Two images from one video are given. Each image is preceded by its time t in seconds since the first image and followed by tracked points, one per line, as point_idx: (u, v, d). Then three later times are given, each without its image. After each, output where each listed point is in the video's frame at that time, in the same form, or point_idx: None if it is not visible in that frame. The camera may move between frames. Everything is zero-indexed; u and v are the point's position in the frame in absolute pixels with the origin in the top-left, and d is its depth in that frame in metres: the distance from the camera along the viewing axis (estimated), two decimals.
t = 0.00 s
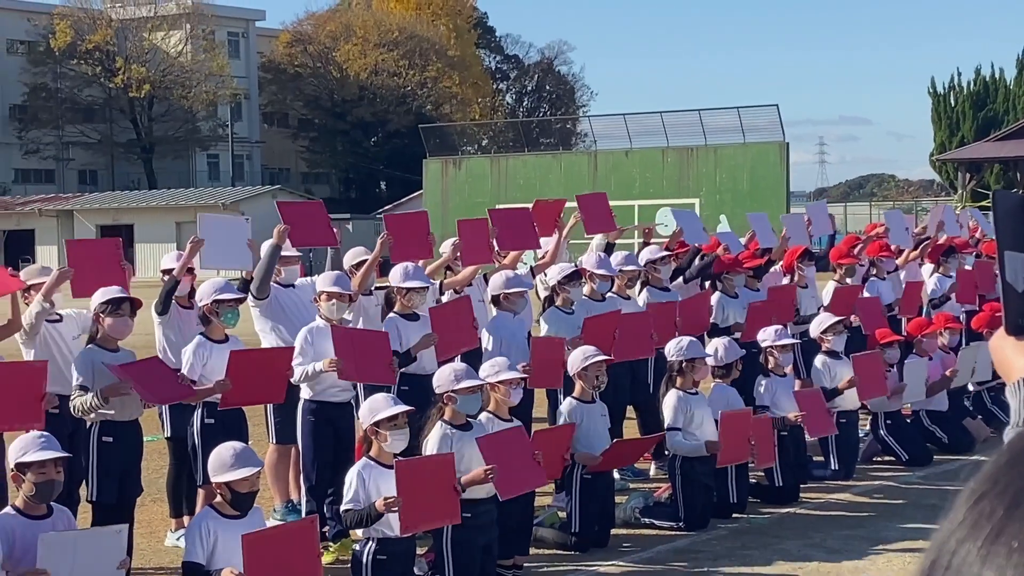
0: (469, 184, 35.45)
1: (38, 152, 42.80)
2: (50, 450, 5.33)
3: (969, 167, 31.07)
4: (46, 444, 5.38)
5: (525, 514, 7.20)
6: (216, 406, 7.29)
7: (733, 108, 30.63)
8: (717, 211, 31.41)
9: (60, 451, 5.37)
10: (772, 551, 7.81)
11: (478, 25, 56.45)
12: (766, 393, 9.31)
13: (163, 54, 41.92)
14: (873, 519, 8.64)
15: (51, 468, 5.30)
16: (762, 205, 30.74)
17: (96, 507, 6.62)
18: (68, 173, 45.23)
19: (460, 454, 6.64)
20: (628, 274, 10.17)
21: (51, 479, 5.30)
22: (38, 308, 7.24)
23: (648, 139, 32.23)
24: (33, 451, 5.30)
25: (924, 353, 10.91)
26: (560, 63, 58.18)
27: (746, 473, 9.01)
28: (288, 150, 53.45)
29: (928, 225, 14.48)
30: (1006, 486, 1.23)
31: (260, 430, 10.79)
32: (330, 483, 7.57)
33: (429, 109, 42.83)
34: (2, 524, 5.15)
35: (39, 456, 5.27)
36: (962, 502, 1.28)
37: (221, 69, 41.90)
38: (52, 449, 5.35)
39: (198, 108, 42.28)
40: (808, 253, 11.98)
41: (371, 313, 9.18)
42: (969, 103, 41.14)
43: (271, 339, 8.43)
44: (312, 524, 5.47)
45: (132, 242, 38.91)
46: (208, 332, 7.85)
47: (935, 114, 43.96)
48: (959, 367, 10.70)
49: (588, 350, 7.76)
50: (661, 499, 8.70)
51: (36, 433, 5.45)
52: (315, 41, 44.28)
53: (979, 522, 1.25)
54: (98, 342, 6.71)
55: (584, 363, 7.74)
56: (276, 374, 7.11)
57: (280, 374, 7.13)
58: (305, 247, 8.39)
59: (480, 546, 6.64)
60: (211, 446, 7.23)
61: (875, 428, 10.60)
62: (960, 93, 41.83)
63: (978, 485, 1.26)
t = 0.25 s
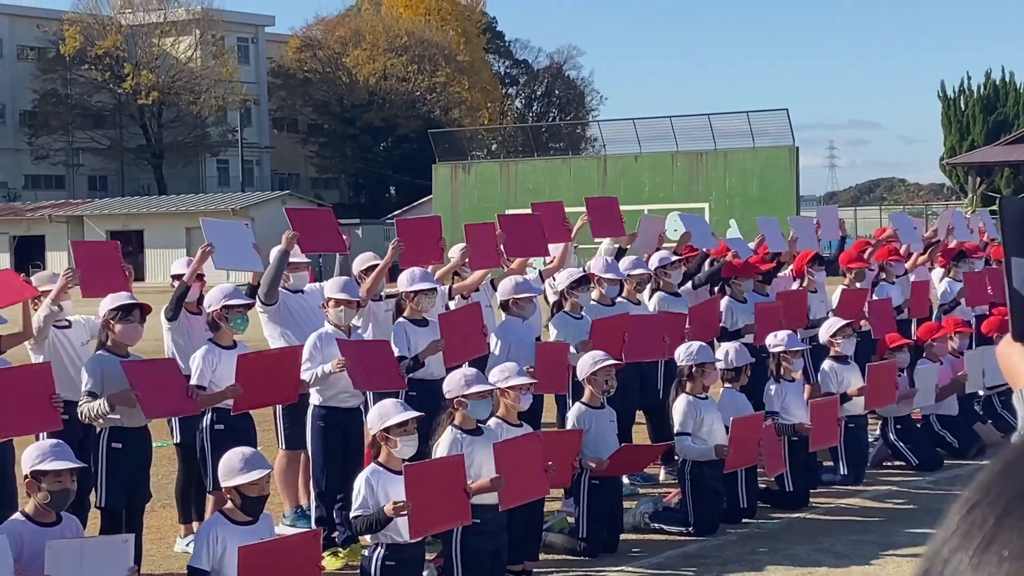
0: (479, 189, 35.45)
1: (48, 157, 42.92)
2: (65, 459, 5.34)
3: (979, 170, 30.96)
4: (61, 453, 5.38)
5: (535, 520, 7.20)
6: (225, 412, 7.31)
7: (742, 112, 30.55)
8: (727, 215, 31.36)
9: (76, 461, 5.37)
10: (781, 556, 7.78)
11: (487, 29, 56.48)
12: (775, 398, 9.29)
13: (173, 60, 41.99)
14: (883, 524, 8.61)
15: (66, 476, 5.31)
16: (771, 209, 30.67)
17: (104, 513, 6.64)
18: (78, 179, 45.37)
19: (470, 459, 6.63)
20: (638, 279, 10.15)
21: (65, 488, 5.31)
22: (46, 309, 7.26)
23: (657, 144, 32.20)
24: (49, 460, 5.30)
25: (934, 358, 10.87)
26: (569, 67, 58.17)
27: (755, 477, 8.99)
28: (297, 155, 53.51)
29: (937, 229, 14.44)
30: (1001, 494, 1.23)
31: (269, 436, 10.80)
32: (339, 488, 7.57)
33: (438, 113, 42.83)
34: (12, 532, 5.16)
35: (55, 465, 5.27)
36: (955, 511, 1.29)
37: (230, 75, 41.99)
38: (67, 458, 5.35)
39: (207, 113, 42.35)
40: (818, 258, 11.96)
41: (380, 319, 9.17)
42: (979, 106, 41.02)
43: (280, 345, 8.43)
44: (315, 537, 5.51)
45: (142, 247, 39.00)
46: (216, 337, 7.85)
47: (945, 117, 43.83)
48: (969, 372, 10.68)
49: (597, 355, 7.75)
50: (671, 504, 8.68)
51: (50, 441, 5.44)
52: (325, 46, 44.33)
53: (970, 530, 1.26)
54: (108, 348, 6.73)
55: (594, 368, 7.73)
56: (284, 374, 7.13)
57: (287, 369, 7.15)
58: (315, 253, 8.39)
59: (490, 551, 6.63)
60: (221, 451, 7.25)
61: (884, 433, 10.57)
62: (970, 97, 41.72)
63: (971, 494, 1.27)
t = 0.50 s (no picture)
0: (486, 192, 35.45)
1: (54, 161, 43.02)
2: (72, 459, 5.38)
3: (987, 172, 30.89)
4: (67, 454, 5.41)
5: (542, 523, 7.19)
6: (233, 415, 7.32)
7: (749, 115, 30.49)
8: (734, 218, 31.33)
9: (82, 461, 5.41)
10: (788, 559, 7.77)
11: (494, 33, 56.52)
12: (782, 400, 9.26)
13: (179, 63, 42.04)
14: (890, 527, 8.59)
15: (73, 477, 5.34)
16: (778, 211, 30.64)
17: (111, 516, 6.63)
18: (85, 183, 45.45)
19: (478, 462, 6.62)
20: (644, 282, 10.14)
21: (73, 487, 5.33)
22: (52, 308, 7.33)
23: (664, 146, 32.19)
24: (55, 460, 5.34)
25: (941, 360, 10.84)
26: (577, 70, 58.19)
27: (763, 479, 8.98)
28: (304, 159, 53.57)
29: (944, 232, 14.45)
30: (1002, 490, 1.39)
31: (276, 439, 10.81)
32: (346, 491, 7.57)
33: (444, 116, 42.86)
34: (21, 535, 5.17)
35: (62, 465, 5.31)
36: (959, 509, 1.46)
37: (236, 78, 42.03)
38: (73, 458, 5.39)
39: (214, 117, 42.40)
40: (825, 260, 11.94)
41: (387, 321, 9.18)
42: (986, 109, 40.97)
43: (287, 347, 8.44)
44: (318, 539, 5.50)
45: (149, 251, 39.06)
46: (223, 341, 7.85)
47: (952, 119, 43.77)
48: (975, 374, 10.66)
49: (604, 357, 7.75)
50: (677, 506, 8.66)
51: (56, 443, 5.48)
52: (331, 49, 44.36)
53: (973, 528, 1.41)
54: (116, 351, 6.74)
55: (600, 370, 7.73)
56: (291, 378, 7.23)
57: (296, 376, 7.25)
58: (321, 255, 8.40)
59: (496, 554, 6.63)
60: (229, 454, 7.26)
61: (892, 436, 10.54)
62: (977, 99, 41.65)
63: (973, 494, 1.43)
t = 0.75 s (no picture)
0: (494, 195, 35.51)
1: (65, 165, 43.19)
2: (81, 462, 5.38)
3: (996, 174, 30.82)
4: (76, 456, 5.42)
5: (551, 525, 7.21)
6: (242, 418, 7.34)
7: (758, 117, 30.48)
8: (743, 220, 31.34)
9: (91, 463, 5.41)
10: (797, 562, 7.75)
11: (502, 36, 56.59)
12: (791, 402, 9.27)
13: (189, 67, 42.19)
14: (899, 530, 8.57)
15: (82, 479, 5.34)
16: (787, 214, 30.63)
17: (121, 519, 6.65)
18: (96, 188, 45.62)
19: (487, 463, 6.64)
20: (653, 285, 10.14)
21: (82, 490, 5.33)
22: (61, 312, 7.34)
23: (672, 149, 32.19)
24: (64, 463, 5.34)
25: (951, 363, 10.80)
26: (586, 73, 58.23)
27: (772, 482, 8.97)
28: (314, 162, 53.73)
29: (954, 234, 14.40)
30: (1002, 491, 1.24)
31: (285, 442, 10.83)
32: (355, 494, 7.59)
33: (453, 120, 42.93)
34: (32, 538, 5.20)
35: (71, 468, 5.31)
36: (960, 511, 1.31)
37: (246, 82, 42.17)
38: (82, 461, 5.39)
39: (223, 121, 42.55)
40: (834, 263, 11.93)
41: (396, 325, 9.20)
42: (996, 111, 40.89)
43: (296, 351, 8.45)
44: (327, 542, 5.50)
45: (159, 254, 39.18)
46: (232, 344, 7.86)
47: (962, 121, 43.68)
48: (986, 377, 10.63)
49: (613, 360, 7.74)
50: (686, 509, 8.66)
51: (65, 446, 5.48)
52: (340, 53, 44.38)
53: (973, 528, 1.26)
54: (125, 354, 6.77)
55: (609, 373, 7.72)
56: (303, 379, 7.18)
57: (307, 379, 7.21)
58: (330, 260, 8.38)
59: (505, 556, 6.64)
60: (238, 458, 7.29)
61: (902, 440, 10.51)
62: (986, 101, 41.58)
63: (974, 494, 1.28)
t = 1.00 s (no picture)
0: (503, 198, 35.46)
1: (74, 168, 43.26)
2: (88, 466, 5.36)
3: (1006, 176, 30.71)
4: (84, 461, 5.40)
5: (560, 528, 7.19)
6: (252, 420, 7.35)
7: (767, 120, 30.40)
8: (753, 223, 31.28)
9: (99, 467, 5.39)
10: (809, 565, 7.72)
11: (511, 39, 56.58)
12: (801, 404, 9.22)
13: (198, 71, 42.21)
14: (911, 532, 8.54)
15: (88, 484, 5.31)
16: (797, 217, 30.56)
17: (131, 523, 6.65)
18: (105, 192, 45.68)
19: (496, 466, 6.62)
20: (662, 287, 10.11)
21: (89, 495, 5.31)
22: (71, 316, 7.33)
23: (682, 152, 32.10)
24: (71, 468, 5.32)
25: (962, 365, 10.73)
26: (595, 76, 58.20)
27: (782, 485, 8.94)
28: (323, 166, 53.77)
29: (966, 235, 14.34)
30: (1011, 488, 1.21)
31: (295, 445, 10.83)
32: (365, 497, 7.58)
33: (462, 123, 42.90)
34: (43, 542, 5.20)
35: (77, 472, 5.29)
36: (968, 506, 1.27)
37: (254, 85, 42.18)
38: (89, 465, 5.37)
39: (232, 124, 42.59)
40: (845, 265, 11.88)
41: (406, 328, 9.20)
42: (1006, 113, 40.77)
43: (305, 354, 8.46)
44: (335, 547, 5.47)
45: (169, 258, 39.21)
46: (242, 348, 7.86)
47: (972, 123, 43.55)
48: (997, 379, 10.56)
49: (623, 362, 7.71)
50: (697, 512, 8.63)
51: (74, 450, 5.47)
52: (348, 55, 44.10)
53: (981, 526, 1.23)
54: (134, 358, 6.77)
55: (619, 375, 7.69)
56: (314, 377, 7.18)
57: (318, 377, 7.24)
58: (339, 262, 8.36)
59: (516, 559, 6.61)
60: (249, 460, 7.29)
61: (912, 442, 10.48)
62: (997, 103, 41.46)
63: (981, 491, 1.25)
